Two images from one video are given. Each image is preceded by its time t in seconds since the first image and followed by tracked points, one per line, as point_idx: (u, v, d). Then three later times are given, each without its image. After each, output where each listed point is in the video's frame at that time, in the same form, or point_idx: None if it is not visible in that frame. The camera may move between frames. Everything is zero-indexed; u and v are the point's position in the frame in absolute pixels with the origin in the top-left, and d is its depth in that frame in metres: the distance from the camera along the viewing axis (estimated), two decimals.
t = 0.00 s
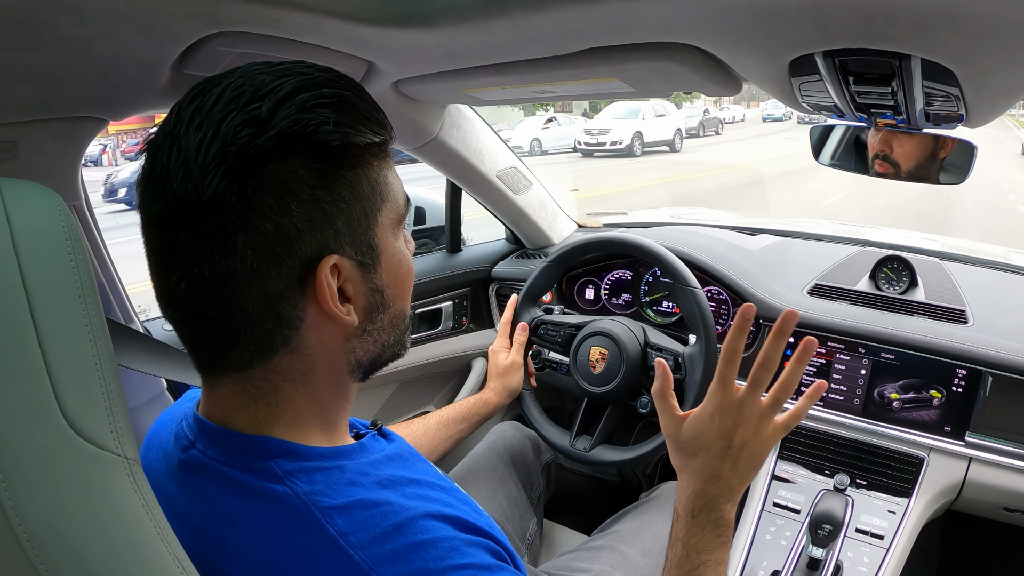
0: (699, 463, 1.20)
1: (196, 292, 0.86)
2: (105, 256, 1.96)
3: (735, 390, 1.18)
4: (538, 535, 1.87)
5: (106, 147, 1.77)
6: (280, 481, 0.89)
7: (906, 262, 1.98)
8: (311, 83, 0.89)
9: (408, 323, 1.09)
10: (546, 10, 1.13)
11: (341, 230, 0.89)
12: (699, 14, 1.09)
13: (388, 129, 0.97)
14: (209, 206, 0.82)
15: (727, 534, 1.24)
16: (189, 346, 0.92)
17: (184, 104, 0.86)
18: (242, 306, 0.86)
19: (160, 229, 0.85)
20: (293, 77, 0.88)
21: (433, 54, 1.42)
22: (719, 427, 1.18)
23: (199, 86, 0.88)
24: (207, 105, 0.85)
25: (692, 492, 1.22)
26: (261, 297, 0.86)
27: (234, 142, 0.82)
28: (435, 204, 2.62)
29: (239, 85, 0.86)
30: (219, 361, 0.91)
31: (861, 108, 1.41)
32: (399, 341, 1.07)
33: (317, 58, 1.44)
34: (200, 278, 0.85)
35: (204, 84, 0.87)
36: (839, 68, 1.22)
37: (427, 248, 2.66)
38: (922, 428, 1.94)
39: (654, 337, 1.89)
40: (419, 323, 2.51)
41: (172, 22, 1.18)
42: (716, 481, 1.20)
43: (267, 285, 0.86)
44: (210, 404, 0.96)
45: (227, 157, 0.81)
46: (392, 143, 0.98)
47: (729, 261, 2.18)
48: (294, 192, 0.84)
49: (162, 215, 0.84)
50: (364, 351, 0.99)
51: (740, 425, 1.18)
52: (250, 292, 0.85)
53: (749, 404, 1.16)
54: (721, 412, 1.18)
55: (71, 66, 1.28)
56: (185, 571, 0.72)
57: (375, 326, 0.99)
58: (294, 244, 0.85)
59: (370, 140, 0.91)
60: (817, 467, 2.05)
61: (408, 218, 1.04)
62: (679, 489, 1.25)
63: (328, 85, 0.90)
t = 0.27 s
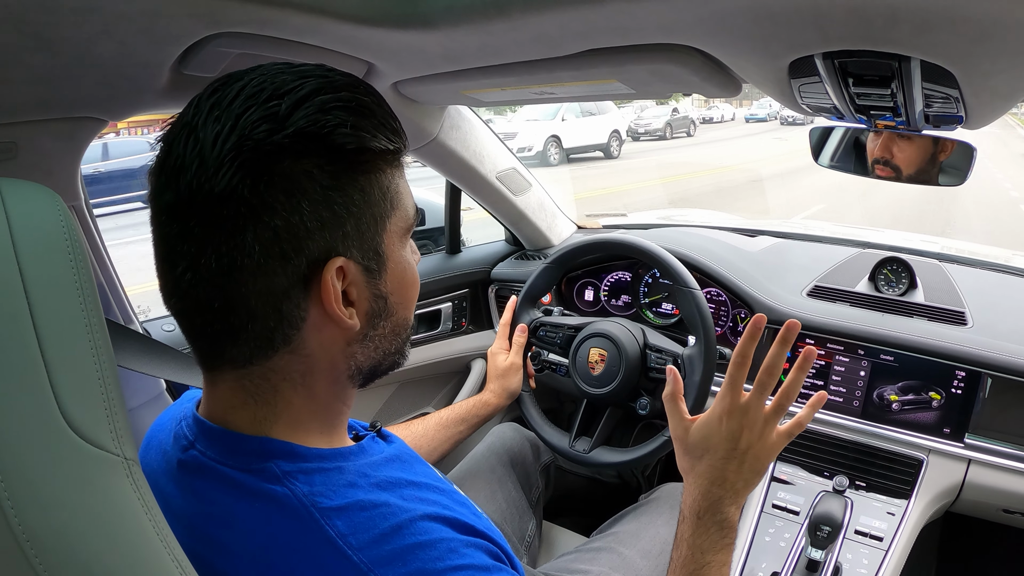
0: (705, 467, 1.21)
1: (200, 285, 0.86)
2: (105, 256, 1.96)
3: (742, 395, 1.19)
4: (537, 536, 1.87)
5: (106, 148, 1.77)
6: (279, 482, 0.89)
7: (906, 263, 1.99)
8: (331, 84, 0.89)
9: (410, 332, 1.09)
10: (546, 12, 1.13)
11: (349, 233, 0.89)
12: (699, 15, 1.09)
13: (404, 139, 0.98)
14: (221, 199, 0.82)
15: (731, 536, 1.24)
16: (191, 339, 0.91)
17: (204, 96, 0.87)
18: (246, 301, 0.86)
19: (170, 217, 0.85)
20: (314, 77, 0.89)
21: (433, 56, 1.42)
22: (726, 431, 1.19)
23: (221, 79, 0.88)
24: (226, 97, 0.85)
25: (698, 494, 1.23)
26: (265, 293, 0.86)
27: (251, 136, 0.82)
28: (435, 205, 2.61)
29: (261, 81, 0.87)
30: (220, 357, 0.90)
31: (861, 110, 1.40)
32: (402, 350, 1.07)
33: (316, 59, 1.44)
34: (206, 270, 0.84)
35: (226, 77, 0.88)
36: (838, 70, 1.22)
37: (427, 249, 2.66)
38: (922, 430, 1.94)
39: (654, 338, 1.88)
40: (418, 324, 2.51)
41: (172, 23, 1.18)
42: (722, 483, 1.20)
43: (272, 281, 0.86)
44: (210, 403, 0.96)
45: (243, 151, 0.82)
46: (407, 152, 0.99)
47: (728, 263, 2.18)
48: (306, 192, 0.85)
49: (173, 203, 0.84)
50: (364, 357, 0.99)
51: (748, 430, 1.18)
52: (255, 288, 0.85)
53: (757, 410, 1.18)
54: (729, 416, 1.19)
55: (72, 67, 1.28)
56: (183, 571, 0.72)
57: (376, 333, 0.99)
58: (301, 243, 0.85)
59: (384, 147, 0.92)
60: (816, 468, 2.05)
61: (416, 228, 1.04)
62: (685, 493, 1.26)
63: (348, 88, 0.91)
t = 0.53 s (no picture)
0: (705, 464, 1.22)
1: (200, 285, 0.86)
2: (105, 256, 1.96)
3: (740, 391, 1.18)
4: (538, 535, 1.87)
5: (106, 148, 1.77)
6: (280, 482, 0.89)
7: (906, 261, 1.99)
8: (330, 84, 0.89)
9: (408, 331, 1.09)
10: (546, 11, 1.13)
11: (348, 232, 0.90)
12: (698, 14, 1.10)
13: (401, 138, 0.98)
14: (220, 199, 0.82)
15: (732, 533, 1.24)
16: (190, 339, 0.91)
17: (203, 96, 0.86)
18: (246, 301, 0.86)
19: (169, 218, 0.85)
20: (312, 77, 0.89)
21: (432, 54, 1.42)
22: (726, 427, 1.20)
23: (220, 79, 0.88)
24: (225, 97, 0.85)
25: (698, 492, 1.23)
26: (265, 293, 0.86)
27: (250, 136, 0.82)
28: (435, 204, 2.61)
29: (259, 81, 0.87)
30: (220, 357, 0.90)
31: (861, 107, 1.40)
32: (400, 349, 1.07)
33: (315, 58, 1.44)
34: (205, 270, 0.85)
35: (224, 77, 0.88)
36: (838, 67, 1.22)
37: (427, 248, 2.66)
38: (922, 427, 1.94)
39: (654, 336, 1.88)
40: (418, 323, 2.51)
41: (171, 23, 1.18)
42: (723, 480, 1.21)
43: (272, 280, 0.86)
44: (210, 403, 0.96)
45: (242, 151, 0.82)
46: (404, 152, 0.99)
47: (729, 260, 2.18)
48: (305, 191, 0.85)
49: (172, 204, 0.84)
50: (365, 356, 0.99)
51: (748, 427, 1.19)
52: (255, 288, 0.85)
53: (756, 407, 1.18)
54: (729, 413, 1.19)
55: (71, 67, 1.28)
56: (185, 571, 0.73)
57: (375, 332, 0.99)
58: (301, 242, 0.85)
59: (381, 146, 0.92)
60: (817, 466, 2.06)
61: (414, 228, 1.05)
62: (685, 491, 1.26)
63: (346, 89, 0.91)
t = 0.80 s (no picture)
0: (687, 458, 1.28)
1: (194, 290, 0.86)
2: (105, 257, 1.96)
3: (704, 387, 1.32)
4: (538, 535, 1.87)
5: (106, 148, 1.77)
6: (279, 482, 0.89)
7: (906, 261, 1.99)
8: (309, 82, 0.88)
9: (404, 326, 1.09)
10: (546, 11, 1.13)
11: (338, 229, 0.89)
12: (698, 14, 1.10)
13: (384, 128, 0.96)
14: (207, 204, 0.82)
15: (719, 531, 1.26)
16: (186, 345, 0.92)
17: (182, 103, 0.86)
18: (240, 304, 0.86)
19: (158, 226, 0.85)
20: (290, 76, 0.88)
21: (432, 55, 1.42)
22: (699, 420, 1.29)
23: (197, 85, 0.88)
24: (205, 103, 0.84)
25: (684, 489, 1.27)
26: (258, 295, 0.86)
27: (232, 139, 0.81)
28: (435, 205, 2.62)
29: (238, 83, 0.86)
30: (218, 361, 0.90)
31: (861, 108, 1.40)
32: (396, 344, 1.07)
33: (315, 58, 1.44)
34: (198, 275, 0.84)
35: (203, 82, 0.87)
36: (838, 68, 1.22)
37: (427, 248, 2.66)
38: (922, 428, 1.94)
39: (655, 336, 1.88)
40: (419, 324, 2.51)
41: (171, 24, 1.18)
42: (706, 473, 1.27)
43: (265, 282, 0.85)
44: (209, 404, 0.96)
45: (225, 154, 0.81)
46: (389, 144, 0.98)
47: (729, 261, 2.18)
48: (292, 191, 0.84)
49: (161, 213, 0.84)
50: (362, 352, 0.98)
51: (719, 417, 1.28)
52: (248, 290, 0.85)
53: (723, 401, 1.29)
54: (699, 407, 1.29)
55: (71, 68, 1.28)
56: (184, 572, 0.72)
57: (371, 327, 0.99)
58: (291, 242, 0.85)
59: (366, 140, 0.91)
60: (818, 467, 2.06)
61: (405, 220, 1.04)
62: (672, 492, 1.29)
63: (326, 84, 0.90)
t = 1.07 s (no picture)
0: (679, 458, 1.27)
1: (190, 294, 0.86)
2: (105, 257, 1.96)
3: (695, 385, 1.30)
4: (538, 535, 1.87)
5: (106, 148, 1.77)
6: (279, 482, 0.89)
7: (906, 261, 1.99)
8: (295, 79, 0.88)
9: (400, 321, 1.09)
10: (546, 11, 1.13)
11: (331, 225, 0.89)
12: (698, 14, 1.10)
13: (372, 122, 0.96)
14: (200, 207, 0.82)
15: (714, 529, 1.27)
16: (183, 349, 0.91)
17: (168, 108, 0.86)
18: (236, 305, 0.86)
19: (151, 231, 0.85)
20: (276, 75, 0.88)
21: (432, 55, 1.42)
22: (689, 419, 1.27)
23: (182, 89, 0.88)
24: (192, 106, 0.84)
25: (677, 490, 1.27)
26: (256, 295, 0.86)
27: (222, 141, 0.81)
28: (435, 204, 2.62)
29: (224, 84, 0.86)
30: (217, 364, 0.90)
31: (861, 108, 1.40)
32: (394, 340, 1.07)
33: (315, 58, 1.44)
34: (193, 279, 0.84)
35: (189, 86, 0.87)
36: (838, 67, 1.22)
37: (427, 248, 2.67)
38: (922, 428, 1.94)
39: (655, 336, 1.88)
40: (419, 323, 2.51)
41: (171, 23, 1.18)
42: (699, 472, 1.27)
43: (260, 282, 0.85)
44: (207, 405, 0.96)
45: (215, 156, 0.81)
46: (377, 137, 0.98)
47: (729, 261, 2.18)
48: (284, 189, 0.84)
49: (153, 218, 0.84)
50: (360, 347, 0.99)
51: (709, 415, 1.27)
52: (244, 291, 0.85)
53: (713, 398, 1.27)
54: (688, 405, 1.27)
55: (72, 67, 1.28)
56: (184, 571, 0.72)
57: (369, 322, 0.99)
58: (285, 241, 0.85)
59: (355, 135, 0.91)
60: (817, 466, 2.06)
61: (396, 211, 1.04)
62: (665, 491, 1.30)
63: (312, 81, 0.90)
